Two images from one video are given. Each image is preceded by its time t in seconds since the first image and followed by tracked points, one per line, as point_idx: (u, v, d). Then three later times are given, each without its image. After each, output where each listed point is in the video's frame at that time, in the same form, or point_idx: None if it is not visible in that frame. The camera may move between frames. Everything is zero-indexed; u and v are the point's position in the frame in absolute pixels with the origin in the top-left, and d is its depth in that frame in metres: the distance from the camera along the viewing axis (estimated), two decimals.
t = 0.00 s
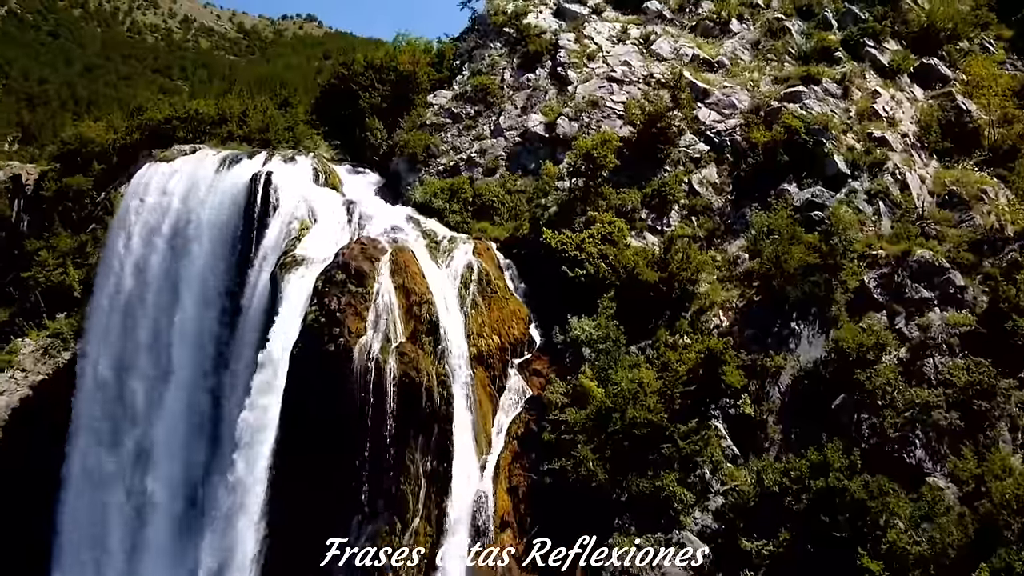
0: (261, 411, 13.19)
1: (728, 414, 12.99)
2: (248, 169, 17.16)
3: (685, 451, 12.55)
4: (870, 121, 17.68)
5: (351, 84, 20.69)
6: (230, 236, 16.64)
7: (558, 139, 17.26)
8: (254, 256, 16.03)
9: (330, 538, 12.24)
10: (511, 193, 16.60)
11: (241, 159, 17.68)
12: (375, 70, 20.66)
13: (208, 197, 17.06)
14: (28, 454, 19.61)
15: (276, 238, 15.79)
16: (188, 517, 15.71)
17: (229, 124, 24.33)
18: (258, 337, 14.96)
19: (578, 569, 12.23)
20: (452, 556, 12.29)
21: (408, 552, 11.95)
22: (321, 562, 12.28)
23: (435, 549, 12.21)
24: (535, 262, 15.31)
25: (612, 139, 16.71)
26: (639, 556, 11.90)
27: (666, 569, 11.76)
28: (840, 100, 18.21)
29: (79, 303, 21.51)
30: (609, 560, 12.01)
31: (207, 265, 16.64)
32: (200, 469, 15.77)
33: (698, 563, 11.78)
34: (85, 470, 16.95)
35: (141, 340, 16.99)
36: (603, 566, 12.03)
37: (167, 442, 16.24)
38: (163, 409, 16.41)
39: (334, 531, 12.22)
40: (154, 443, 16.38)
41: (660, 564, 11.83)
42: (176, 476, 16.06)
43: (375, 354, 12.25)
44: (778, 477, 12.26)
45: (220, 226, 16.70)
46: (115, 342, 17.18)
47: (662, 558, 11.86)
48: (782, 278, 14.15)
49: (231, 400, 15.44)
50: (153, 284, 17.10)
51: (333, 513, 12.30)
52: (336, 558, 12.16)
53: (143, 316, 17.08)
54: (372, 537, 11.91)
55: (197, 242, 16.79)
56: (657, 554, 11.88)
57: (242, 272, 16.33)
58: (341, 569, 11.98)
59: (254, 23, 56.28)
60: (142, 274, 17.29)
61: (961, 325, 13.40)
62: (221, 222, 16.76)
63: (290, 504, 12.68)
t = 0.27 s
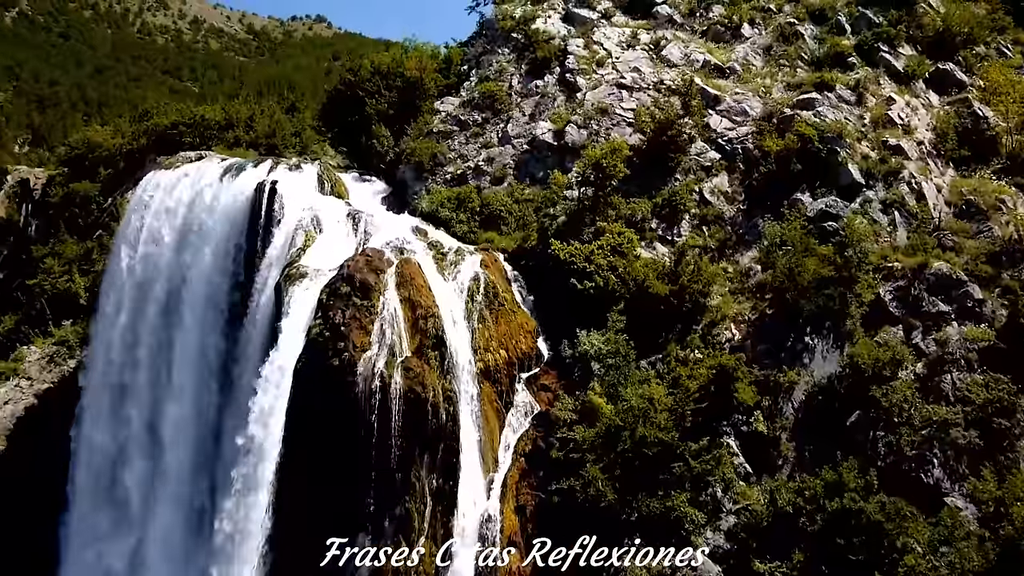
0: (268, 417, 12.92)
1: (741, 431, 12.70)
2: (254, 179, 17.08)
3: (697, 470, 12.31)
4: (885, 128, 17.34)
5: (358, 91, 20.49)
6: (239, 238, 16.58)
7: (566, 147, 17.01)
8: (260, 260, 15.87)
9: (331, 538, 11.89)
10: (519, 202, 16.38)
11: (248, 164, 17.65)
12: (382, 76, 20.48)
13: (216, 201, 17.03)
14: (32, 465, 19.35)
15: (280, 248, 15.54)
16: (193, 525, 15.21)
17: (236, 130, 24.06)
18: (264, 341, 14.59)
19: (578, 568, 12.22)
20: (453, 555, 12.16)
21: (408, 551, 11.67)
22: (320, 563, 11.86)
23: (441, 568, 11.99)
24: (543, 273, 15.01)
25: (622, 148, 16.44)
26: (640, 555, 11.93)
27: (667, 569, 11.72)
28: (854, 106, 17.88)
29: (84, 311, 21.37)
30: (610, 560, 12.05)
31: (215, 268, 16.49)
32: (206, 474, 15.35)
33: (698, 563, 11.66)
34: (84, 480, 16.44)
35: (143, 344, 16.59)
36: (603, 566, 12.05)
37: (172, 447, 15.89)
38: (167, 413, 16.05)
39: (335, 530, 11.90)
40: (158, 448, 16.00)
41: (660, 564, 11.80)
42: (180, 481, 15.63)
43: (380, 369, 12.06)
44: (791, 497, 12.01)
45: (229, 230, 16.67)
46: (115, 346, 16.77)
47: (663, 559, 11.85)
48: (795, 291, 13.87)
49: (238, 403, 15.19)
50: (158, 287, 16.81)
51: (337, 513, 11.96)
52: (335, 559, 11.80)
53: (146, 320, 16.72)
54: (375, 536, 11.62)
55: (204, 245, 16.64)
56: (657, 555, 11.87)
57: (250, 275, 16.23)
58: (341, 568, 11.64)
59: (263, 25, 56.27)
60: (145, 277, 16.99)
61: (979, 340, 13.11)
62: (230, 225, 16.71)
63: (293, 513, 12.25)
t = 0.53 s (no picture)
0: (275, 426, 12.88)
1: (750, 447, 12.50)
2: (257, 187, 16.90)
3: (706, 487, 12.13)
4: (898, 135, 17.06)
5: (362, 96, 20.36)
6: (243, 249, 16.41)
7: (573, 155, 16.81)
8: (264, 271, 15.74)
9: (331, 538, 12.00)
10: (526, 211, 16.16)
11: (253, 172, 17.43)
12: (387, 81, 20.31)
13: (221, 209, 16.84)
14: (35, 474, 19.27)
15: (285, 258, 15.43)
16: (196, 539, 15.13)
17: (241, 134, 23.63)
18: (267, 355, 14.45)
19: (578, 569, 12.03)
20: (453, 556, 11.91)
21: (408, 551, 11.50)
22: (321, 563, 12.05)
23: None
24: (550, 284, 14.84)
25: (631, 155, 16.18)
26: (639, 556, 11.93)
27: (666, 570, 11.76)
28: (867, 112, 17.58)
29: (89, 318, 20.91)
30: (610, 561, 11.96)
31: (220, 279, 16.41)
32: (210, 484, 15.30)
33: (697, 563, 11.69)
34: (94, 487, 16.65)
35: (150, 351, 16.63)
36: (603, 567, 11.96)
37: (177, 452, 15.90)
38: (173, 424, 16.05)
39: (335, 531, 11.99)
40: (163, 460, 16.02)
41: (660, 564, 11.81)
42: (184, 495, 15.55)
43: (384, 382, 11.86)
44: (803, 516, 11.80)
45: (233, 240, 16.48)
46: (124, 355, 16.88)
47: (662, 558, 11.85)
48: (807, 303, 13.63)
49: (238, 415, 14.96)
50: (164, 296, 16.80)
51: (338, 514, 12.02)
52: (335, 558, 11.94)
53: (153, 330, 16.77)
54: (372, 536, 11.61)
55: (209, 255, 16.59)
56: (657, 555, 11.86)
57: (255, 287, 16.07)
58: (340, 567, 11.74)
59: (271, 25, 56.23)
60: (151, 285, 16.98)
61: (994, 353, 12.75)
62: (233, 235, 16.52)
63: (297, 517, 12.36)
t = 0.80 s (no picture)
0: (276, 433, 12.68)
1: (763, 467, 12.26)
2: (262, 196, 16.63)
3: (718, 509, 11.88)
4: (913, 144, 16.73)
5: (368, 104, 20.14)
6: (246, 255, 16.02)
7: (581, 164, 16.54)
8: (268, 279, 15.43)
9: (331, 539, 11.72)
10: (534, 222, 15.91)
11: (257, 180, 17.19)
12: (393, 89, 20.14)
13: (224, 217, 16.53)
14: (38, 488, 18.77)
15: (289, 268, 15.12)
16: (196, 557, 14.53)
17: (247, 141, 23.42)
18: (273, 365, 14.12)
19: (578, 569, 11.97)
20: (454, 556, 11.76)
21: (408, 551, 11.36)
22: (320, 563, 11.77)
23: None
24: (558, 297, 14.59)
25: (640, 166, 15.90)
26: (639, 556, 11.86)
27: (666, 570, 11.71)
28: (880, 120, 17.24)
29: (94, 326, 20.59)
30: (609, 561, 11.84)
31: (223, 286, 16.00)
32: (210, 500, 14.74)
33: (697, 563, 11.62)
34: (93, 503, 16.08)
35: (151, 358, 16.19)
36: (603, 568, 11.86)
37: (178, 463, 15.42)
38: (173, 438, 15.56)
39: (335, 530, 11.75)
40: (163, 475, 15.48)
41: (660, 564, 11.77)
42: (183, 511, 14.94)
43: (389, 401, 11.63)
44: (817, 538, 11.54)
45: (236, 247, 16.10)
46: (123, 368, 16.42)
47: (662, 559, 11.80)
48: (821, 318, 13.32)
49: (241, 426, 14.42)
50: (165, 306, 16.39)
51: (339, 513, 11.79)
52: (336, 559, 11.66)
53: (154, 335, 16.37)
54: (372, 536, 11.37)
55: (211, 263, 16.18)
56: (656, 555, 11.82)
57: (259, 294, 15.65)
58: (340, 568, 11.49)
59: (280, 27, 56.28)
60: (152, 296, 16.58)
61: (1013, 369, 12.39)
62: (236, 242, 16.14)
63: (300, 525, 12.04)
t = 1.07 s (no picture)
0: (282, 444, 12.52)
1: (778, 489, 11.94)
2: (267, 208, 16.50)
3: (731, 531, 11.57)
4: (928, 154, 16.40)
5: (375, 111, 20.20)
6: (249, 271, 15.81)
7: (590, 174, 16.31)
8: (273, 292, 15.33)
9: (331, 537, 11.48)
10: (542, 233, 15.68)
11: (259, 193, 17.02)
12: (400, 97, 20.08)
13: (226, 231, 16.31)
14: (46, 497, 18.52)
15: (294, 279, 15.00)
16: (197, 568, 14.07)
17: (253, 148, 23.24)
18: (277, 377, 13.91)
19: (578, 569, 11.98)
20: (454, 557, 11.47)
21: (408, 551, 11.18)
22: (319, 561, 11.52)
23: None
24: (566, 311, 14.38)
25: (650, 178, 15.70)
26: (639, 556, 11.71)
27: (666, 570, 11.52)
28: (895, 129, 16.93)
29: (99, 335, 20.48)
30: (609, 561, 11.75)
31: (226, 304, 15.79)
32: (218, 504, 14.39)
33: (698, 563, 11.49)
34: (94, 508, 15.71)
35: (156, 361, 15.88)
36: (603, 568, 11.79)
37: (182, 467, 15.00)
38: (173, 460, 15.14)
39: (335, 530, 11.50)
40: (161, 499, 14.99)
41: (660, 564, 11.61)
42: (182, 536, 14.47)
43: (394, 418, 11.41)
44: (832, 563, 11.31)
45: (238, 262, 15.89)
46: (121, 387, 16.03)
47: (662, 558, 11.65)
48: (836, 335, 13.02)
49: (245, 444, 14.21)
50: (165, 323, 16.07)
51: (339, 511, 11.50)
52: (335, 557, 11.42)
53: (158, 338, 16.06)
54: (372, 536, 11.16)
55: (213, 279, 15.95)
56: (657, 555, 11.68)
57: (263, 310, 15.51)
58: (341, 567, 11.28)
59: (289, 31, 56.34)
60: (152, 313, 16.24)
61: None
62: (240, 257, 15.95)
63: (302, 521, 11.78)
